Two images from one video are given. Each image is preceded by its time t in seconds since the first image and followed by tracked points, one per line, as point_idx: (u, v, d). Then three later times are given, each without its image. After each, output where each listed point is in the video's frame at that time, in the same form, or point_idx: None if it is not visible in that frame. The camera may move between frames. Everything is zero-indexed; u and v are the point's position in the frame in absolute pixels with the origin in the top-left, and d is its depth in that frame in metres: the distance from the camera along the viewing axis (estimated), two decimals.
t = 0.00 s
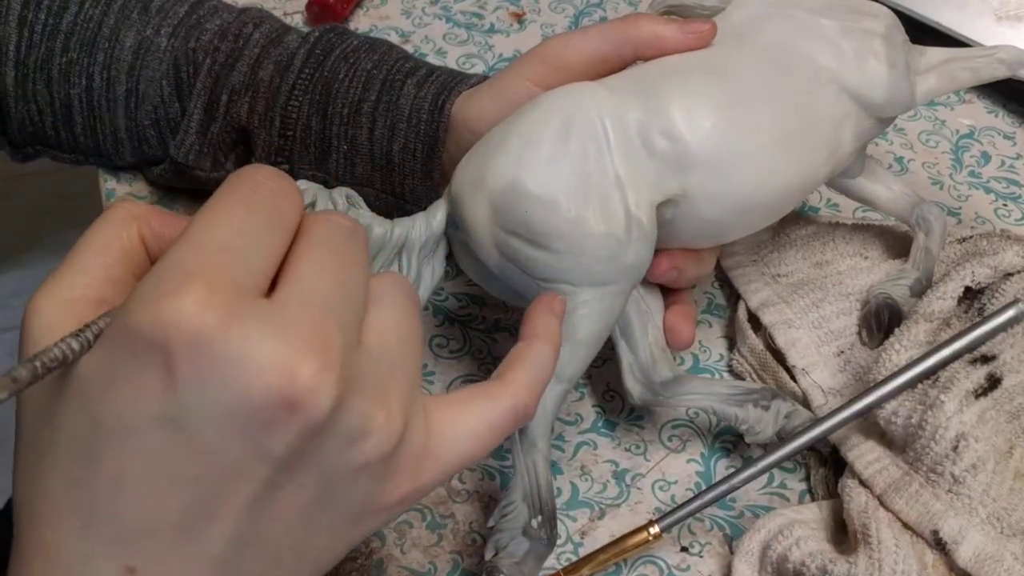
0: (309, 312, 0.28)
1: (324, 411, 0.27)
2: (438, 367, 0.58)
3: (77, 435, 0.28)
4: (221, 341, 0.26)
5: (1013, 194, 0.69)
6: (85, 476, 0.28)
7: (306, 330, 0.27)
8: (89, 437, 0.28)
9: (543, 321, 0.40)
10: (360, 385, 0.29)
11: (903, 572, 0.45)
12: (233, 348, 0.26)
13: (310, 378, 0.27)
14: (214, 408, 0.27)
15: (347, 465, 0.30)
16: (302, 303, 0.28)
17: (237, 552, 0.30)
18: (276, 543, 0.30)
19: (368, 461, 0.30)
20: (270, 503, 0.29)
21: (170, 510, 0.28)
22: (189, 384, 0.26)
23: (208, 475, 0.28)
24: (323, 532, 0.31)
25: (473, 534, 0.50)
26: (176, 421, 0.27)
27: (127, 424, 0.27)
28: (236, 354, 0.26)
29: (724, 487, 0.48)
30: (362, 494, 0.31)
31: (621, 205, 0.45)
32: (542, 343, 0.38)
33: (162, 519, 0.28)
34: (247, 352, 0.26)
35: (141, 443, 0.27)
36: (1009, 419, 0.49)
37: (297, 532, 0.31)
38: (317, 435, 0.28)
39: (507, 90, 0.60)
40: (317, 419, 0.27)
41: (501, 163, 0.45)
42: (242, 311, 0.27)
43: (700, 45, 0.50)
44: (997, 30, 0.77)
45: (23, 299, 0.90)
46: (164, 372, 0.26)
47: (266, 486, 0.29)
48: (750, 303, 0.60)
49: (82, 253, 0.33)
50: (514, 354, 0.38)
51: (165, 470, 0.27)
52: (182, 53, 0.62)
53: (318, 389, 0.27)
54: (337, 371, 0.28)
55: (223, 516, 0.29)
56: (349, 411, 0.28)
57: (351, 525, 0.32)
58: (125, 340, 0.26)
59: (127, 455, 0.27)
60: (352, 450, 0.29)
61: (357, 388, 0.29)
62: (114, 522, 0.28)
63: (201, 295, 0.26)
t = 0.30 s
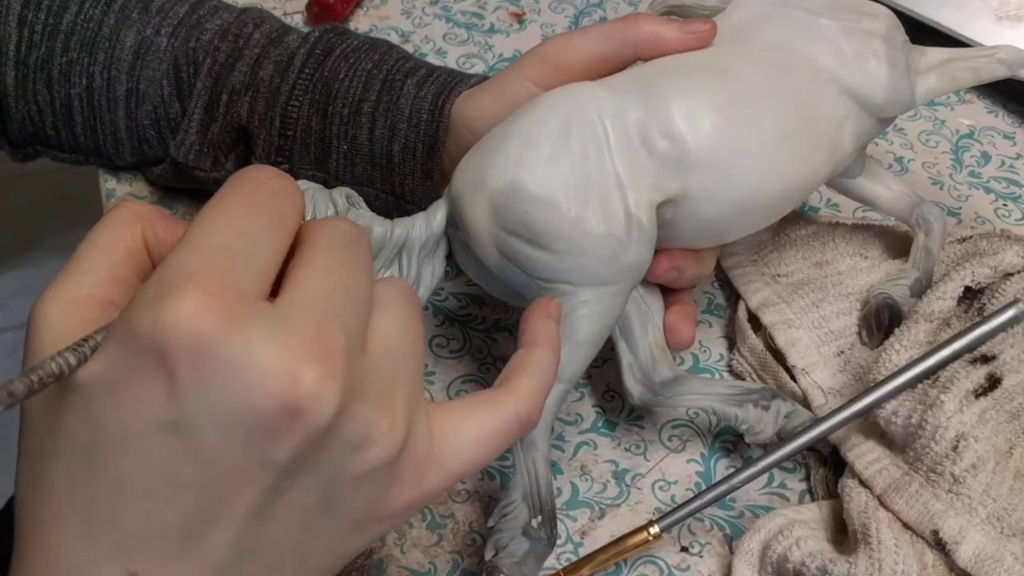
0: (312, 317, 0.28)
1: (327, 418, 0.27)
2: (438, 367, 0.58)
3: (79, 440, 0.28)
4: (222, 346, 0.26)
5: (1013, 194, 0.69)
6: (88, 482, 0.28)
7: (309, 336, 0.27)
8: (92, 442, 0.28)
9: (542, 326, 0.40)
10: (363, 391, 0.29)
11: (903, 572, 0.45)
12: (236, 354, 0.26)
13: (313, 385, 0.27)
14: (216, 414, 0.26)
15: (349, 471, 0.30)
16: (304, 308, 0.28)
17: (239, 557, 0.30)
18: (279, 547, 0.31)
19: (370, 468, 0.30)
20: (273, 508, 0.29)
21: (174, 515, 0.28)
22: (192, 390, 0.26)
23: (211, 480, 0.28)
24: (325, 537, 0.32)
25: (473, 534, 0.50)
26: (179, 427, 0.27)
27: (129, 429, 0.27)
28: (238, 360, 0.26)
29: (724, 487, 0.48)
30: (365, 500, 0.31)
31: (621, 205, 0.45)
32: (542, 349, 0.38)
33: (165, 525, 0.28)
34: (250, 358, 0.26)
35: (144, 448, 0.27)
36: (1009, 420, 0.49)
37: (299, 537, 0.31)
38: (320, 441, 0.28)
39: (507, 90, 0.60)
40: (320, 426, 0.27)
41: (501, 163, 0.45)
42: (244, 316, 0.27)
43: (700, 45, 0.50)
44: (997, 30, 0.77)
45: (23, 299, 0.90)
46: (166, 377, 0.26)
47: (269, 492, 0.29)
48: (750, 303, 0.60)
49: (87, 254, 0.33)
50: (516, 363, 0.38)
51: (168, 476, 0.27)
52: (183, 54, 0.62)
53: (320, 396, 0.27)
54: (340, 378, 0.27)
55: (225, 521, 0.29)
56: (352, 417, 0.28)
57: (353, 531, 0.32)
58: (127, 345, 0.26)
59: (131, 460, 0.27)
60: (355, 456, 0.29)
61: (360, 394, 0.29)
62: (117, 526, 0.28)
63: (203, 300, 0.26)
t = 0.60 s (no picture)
0: (307, 314, 0.28)
1: (325, 414, 0.27)
2: (438, 367, 0.58)
3: (77, 438, 0.28)
4: (219, 343, 0.26)
5: (1013, 194, 0.69)
6: (85, 480, 0.28)
7: (305, 333, 0.27)
8: (90, 441, 0.27)
9: (544, 319, 0.40)
10: (360, 386, 0.29)
11: (903, 572, 0.45)
12: (232, 351, 0.26)
13: (310, 382, 0.27)
14: (214, 411, 0.26)
15: (346, 467, 0.30)
16: (300, 305, 0.28)
17: (236, 554, 0.30)
18: (278, 544, 0.31)
19: (367, 464, 0.30)
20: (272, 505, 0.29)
21: (171, 513, 0.28)
22: (188, 387, 0.26)
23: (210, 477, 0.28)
24: (323, 533, 0.32)
25: (473, 534, 0.50)
26: (175, 425, 0.27)
27: (126, 427, 0.27)
28: (234, 357, 0.26)
29: (724, 487, 0.48)
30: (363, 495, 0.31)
31: (621, 205, 0.45)
32: (541, 341, 0.38)
33: (162, 522, 0.28)
34: (247, 354, 0.26)
35: (141, 445, 0.27)
36: (1009, 419, 0.49)
37: (298, 533, 0.31)
38: (317, 437, 0.28)
39: (507, 90, 0.60)
40: (317, 423, 0.27)
41: (501, 164, 0.45)
42: (240, 312, 0.27)
43: (701, 45, 0.50)
44: (998, 30, 0.77)
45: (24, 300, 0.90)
46: (162, 374, 0.26)
47: (267, 489, 0.29)
48: (750, 303, 0.60)
49: (81, 254, 0.33)
50: (515, 354, 0.38)
51: (166, 473, 0.27)
52: (183, 54, 0.62)
53: (317, 391, 0.27)
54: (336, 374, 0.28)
55: (222, 518, 0.29)
56: (350, 412, 0.28)
57: (351, 527, 0.32)
58: (122, 342, 0.26)
59: (128, 458, 0.27)
60: (352, 452, 0.29)
61: (357, 389, 0.29)
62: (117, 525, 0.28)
63: (198, 296, 0.26)
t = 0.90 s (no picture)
0: (315, 319, 0.28)
1: (334, 419, 0.27)
2: (438, 367, 0.58)
3: (83, 442, 0.27)
4: (229, 348, 0.26)
5: (1013, 194, 0.69)
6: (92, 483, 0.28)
7: (314, 338, 0.27)
8: (97, 444, 0.27)
9: (543, 328, 0.40)
10: (366, 393, 0.29)
11: (904, 572, 0.45)
12: (242, 356, 0.26)
13: (319, 386, 0.27)
14: (223, 416, 0.26)
15: (354, 473, 0.29)
16: (308, 313, 0.28)
17: (241, 558, 0.30)
18: (283, 548, 0.30)
19: (374, 470, 0.30)
20: (277, 508, 0.29)
21: (177, 517, 0.28)
22: (197, 392, 0.26)
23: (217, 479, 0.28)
24: (328, 538, 0.31)
25: (473, 534, 0.50)
26: (185, 427, 0.27)
27: (134, 431, 0.27)
28: (243, 361, 0.26)
29: (724, 487, 0.48)
30: (368, 500, 0.31)
31: (621, 205, 0.45)
32: (544, 349, 0.38)
33: (169, 526, 0.28)
34: (256, 359, 0.26)
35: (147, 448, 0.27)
36: (1009, 420, 0.49)
37: (303, 538, 0.31)
38: (325, 442, 0.28)
39: (507, 90, 0.60)
40: (327, 428, 0.27)
41: (501, 164, 0.45)
42: (250, 317, 0.27)
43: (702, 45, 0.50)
44: (998, 29, 0.77)
45: (25, 300, 0.90)
46: (171, 378, 0.26)
47: (274, 492, 0.29)
48: (750, 303, 0.60)
49: (93, 256, 0.33)
50: (518, 365, 0.38)
51: (174, 476, 0.27)
52: (183, 54, 0.62)
53: (326, 397, 0.27)
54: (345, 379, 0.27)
55: (228, 522, 0.28)
56: (357, 419, 0.28)
57: (356, 532, 0.32)
58: (130, 346, 0.26)
59: (135, 459, 0.27)
60: (359, 458, 0.29)
61: (363, 397, 0.29)
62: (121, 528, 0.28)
63: (208, 301, 0.26)
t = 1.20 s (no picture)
0: (315, 342, 0.27)
1: (334, 445, 0.26)
2: (438, 367, 0.58)
3: (81, 459, 0.27)
4: (226, 374, 0.25)
5: (1013, 194, 0.69)
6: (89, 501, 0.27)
7: (314, 362, 0.26)
8: (94, 462, 0.26)
9: (537, 330, 0.40)
10: (364, 415, 0.28)
11: (904, 572, 0.45)
12: (240, 383, 0.25)
13: (319, 413, 0.25)
14: (220, 442, 0.25)
15: (352, 494, 0.29)
16: (308, 334, 0.27)
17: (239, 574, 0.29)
18: (280, 566, 0.30)
19: (373, 492, 0.29)
20: (274, 528, 0.28)
21: (173, 536, 0.27)
22: (193, 419, 0.25)
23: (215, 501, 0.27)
24: (328, 555, 0.31)
25: (473, 533, 0.50)
26: (181, 453, 0.26)
27: (131, 450, 0.26)
28: (241, 389, 0.25)
29: (724, 487, 0.48)
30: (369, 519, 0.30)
31: (621, 205, 0.45)
32: (539, 352, 0.38)
33: (165, 545, 0.27)
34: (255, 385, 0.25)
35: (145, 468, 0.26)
36: (1009, 420, 0.49)
37: (301, 555, 0.30)
38: (323, 467, 0.27)
39: (507, 90, 0.60)
40: (326, 454, 0.26)
41: (502, 164, 0.45)
42: (249, 341, 0.25)
43: (702, 45, 0.50)
44: (999, 29, 0.77)
45: (25, 300, 0.90)
46: (168, 402, 0.25)
47: (273, 512, 0.28)
48: (750, 303, 0.60)
49: (82, 265, 0.33)
50: (511, 371, 0.38)
51: (171, 497, 0.26)
52: (183, 54, 0.62)
53: (326, 423, 0.26)
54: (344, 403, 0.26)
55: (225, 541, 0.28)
56: (355, 443, 0.28)
57: (355, 548, 0.32)
58: (126, 368, 0.25)
59: (132, 482, 0.26)
60: (358, 481, 0.28)
61: (362, 419, 0.28)
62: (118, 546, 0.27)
63: (205, 326, 0.25)
